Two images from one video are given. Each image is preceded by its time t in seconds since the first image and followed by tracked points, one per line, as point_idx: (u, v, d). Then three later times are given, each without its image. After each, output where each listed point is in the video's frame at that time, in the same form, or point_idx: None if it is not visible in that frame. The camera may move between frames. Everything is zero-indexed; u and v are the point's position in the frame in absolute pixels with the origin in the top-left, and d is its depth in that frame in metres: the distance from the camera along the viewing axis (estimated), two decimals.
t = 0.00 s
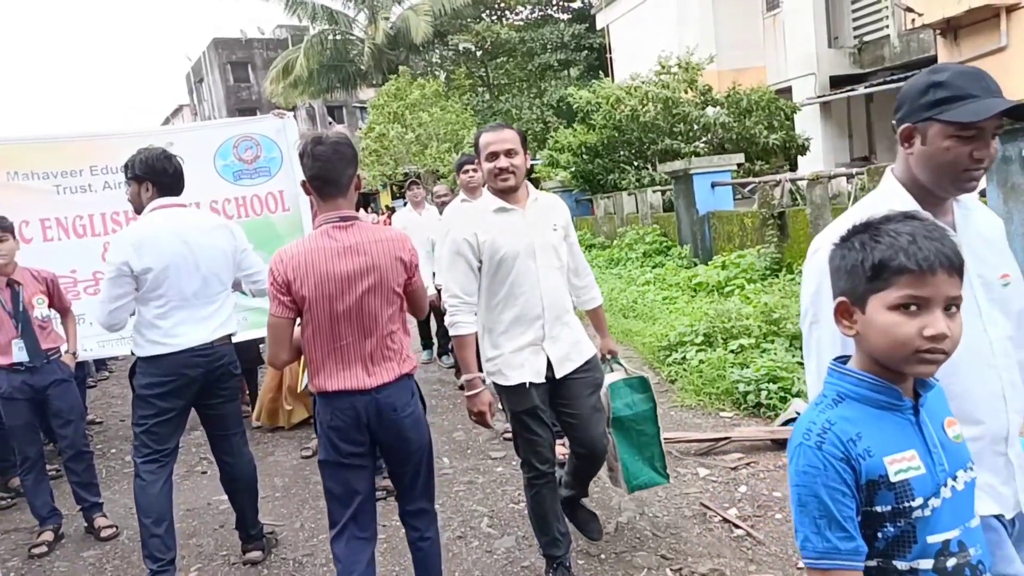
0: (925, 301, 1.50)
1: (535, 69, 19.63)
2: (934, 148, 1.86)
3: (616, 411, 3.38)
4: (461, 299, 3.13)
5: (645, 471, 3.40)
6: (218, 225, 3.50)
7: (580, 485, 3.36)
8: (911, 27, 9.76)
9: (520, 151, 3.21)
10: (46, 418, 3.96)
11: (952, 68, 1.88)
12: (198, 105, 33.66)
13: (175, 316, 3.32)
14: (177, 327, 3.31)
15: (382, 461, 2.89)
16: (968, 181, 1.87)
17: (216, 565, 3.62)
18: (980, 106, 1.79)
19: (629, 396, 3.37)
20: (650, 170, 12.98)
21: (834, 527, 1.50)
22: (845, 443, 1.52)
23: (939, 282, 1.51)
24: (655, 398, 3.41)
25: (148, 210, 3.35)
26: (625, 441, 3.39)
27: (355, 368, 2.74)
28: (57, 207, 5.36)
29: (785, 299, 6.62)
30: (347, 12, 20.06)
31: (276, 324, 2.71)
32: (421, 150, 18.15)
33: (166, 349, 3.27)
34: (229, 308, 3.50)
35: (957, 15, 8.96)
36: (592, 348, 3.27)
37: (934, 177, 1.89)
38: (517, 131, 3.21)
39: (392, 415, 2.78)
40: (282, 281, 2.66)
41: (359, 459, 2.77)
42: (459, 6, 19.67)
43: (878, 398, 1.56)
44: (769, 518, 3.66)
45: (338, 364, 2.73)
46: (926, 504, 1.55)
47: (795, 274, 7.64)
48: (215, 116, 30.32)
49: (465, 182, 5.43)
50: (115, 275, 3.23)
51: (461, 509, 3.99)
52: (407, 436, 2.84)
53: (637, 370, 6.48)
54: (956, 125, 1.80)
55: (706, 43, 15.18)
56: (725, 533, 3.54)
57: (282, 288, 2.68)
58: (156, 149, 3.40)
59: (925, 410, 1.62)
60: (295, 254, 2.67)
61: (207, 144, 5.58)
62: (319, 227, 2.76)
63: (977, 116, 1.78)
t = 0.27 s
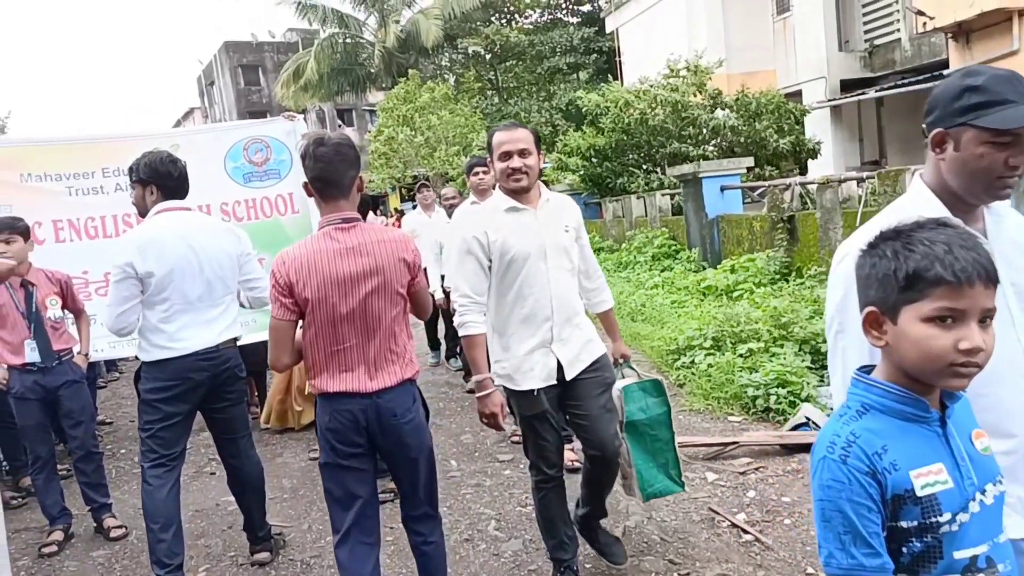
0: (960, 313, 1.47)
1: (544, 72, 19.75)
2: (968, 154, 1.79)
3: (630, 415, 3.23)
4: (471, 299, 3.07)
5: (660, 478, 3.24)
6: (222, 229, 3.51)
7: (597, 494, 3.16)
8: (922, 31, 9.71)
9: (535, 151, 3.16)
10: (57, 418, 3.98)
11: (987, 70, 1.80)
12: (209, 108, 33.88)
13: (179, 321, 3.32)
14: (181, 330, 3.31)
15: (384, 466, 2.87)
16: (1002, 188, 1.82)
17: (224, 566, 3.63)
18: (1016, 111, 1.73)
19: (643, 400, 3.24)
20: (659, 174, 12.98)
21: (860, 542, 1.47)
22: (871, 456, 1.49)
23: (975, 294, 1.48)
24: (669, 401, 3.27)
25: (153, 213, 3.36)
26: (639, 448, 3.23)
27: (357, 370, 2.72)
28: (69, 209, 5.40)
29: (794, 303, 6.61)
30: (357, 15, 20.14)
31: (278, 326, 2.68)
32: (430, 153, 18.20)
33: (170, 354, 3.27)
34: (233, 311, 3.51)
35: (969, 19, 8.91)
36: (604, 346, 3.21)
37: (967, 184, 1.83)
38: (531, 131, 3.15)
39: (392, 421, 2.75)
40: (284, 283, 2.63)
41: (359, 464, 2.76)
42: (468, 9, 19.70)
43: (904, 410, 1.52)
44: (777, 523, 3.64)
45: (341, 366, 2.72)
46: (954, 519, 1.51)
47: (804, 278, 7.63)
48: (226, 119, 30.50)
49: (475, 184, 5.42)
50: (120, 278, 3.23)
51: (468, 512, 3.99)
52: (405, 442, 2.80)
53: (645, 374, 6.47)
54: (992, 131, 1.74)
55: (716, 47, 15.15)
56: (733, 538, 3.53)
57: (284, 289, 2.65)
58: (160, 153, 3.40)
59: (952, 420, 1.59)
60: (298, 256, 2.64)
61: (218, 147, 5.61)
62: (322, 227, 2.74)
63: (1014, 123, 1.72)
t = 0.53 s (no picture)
0: (1001, 327, 1.43)
1: (556, 76, 19.74)
2: (1006, 164, 1.77)
3: (646, 421, 3.17)
4: (484, 299, 3.02)
5: (677, 488, 3.19)
6: (229, 234, 3.53)
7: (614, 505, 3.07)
8: (937, 35, 9.64)
9: (551, 152, 3.15)
10: (71, 418, 4.02)
11: None
12: (223, 111, 34.16)
13: (184, 325, 3.32)
14: (187, 333, 3.32)
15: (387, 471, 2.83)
16: None
17: (234, 566, 3.64)
18: None
19: (659, 405, 3.18)
20: (671, 178, 12.95)
21: (888, 556, 1.45)
22: (900, 468, 1.46)
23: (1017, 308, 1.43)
24: (686, 406, 3.22)
25: (160, 217, 3.37)
26: (654, 454, 3.18)
27: (362, 373, 2.70)
28: (84, 210, 5.45)
29: (806, 308, 6.58)
30: (369, 19, 20.23)
31: (283, 327, 2.66)
32: (441, 156, 18.25)
33: (175, 358, 3.27)
34: (240, 313, 3.52)
35: (984, 23, 8.84)
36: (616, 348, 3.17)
37: (1003, 193, 1.82)
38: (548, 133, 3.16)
39: (394, 425, 2.72)
40: (290, 284, 2.61)
41: (361, 467, 2.75)
42: (480, 13, 19.75)
43: (933, 421, 1.49)
44: (788, 529, 3.62)
45: (346, 368, 2.70)
46: (989, 534, 1.46)
47: (816, 283, 7.60)
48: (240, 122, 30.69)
49: (487, 187, 5.43)
50: (126, 282, 3.24)
51: (478, 515, 4.00)
52: (406, 447, 2.75)
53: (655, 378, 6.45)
54: None
55: (728, 50, 15.11)
56: (744, 543, 3.51)
57: (289, 290, 2.63)
58: (168, 157, 3.41)
59: (984, 433, 1.55)
60: (303, 256, 2.63)
61: (232, 149, 5.65)
62: (329, 229, 2.72)
63: None
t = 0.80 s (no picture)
0: None
1: (563, 77, 19.58)
2: None
3: (659, 426, 3.19)
4: (493, 300, 2.96)
5: (692, 496, 3.20)
6: (230, 237, 3.51)
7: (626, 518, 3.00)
8: (947, 36, 9.57)
9: (564, 153, 3.10)
10: (81, 416, 4.04)
11: None
12: (232, 112, 34.32)
13: (185, 328, 3.31)
14: (187, 338, 3.30)
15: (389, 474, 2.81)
16: None
17: (242, 565, 3.65)
18: None
19: (672, 410, 3.19)
20: (678, 180, 12.92)
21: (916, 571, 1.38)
22: (929, 479, 1.39)
23: None
24: (700, 411, 3.23)
25: (161, 219, 3.36)
26: (670, 460, 3.18)
27: (363, 375, 2.68)
28: (94, 210, 5.50)
29: (815, 309, 6.57)
30: (378, 20, 20.28)
31: (285, 328, 2.65)
32: (449, 157, 18.28)
33: (175, 361, 3.25)
34: (241, 318, 3.50)
35: (995, 24, 8.78)
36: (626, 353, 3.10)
37: None
38: (562, 133, 3.10)
39: (395, 427, 2.71)
40: (293, 284, 2.60)
41: (363, 470, 2.72)
42: (489, 15, 19.79)
43: (964, 429, 1.41)
44: (796, 531, 3.60)
45: (348, 369, 2.68)
46: None
47: (824, 285, 7.58)
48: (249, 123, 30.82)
49: (496, 187, 5.43)
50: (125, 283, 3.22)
51: (484, 515, 3.99)
52: (408, 449, 2.74)
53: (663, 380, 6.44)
54: None
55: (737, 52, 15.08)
56: (751, 546, 3.49)
57: (293, 290, 2.62)
58: (170, 159, 3.39)
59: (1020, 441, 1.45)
60: (307, 256, 2.61)
61: (240, 150, 5.68)
62: (332, 229, 2.71)
63: None
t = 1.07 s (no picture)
0: None
1: (568, 74, 19.70)
2: None
3: (671, 429, 3.04)
4: (500, 300, 2.87)
5: (705, 502, 3.05)
6: (228, 237, 3.47)
7: (635, 528, 2.87)
8: (954, 33, 9.52)
9: (575, 150, 2.99)
10: (86, 413, 4.05)
11: None
12: (236, 110, 34.37)
13: (180, 328, 3.28)
14: (181, 338, 3.27)
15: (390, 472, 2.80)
16: None
17: (246, 562, 3.66)
18: None
19: (684, 414, 3.04)
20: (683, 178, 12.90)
21: None
22: (962, 491, 1.34)
23: None
24: (714, 416, 3.06)
25: (157, 218, 3.34)
26: (681, 465, 3.05)
27: (363, 373, 2.68)
28: (101, 208, 5.52)
29: (819, 307, 6.56)
30: (382, 18, 20.26)
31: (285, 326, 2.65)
32: (453, 155, 18.29)
33: (170, 361, 3.23)
34: (239, 318, 3.46)
35: (1002, 21, 8.74)
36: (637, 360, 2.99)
37: None
38: (573, 131, 3.00)
39: (396, 426, 2.70)
40: (292, 282, 2.60)
41: (365, 469, 2.72)
42: (493, 12, 19.77)
43: (996, 437, 1.36)
44: (800, 529, 3.60)
45: (347, 368, 2.68)
46: None
47: (829, 283, 7.57)
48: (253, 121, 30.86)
49: (501, 184, 5.42)
50: (119, 282, 3.22)
51: (487, 513, 4.00)
52: (409, 448, 2.73)
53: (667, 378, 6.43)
54: None
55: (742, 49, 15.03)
56: (755, 544, 3.49)
57: (292, 288, 2.62)
58: (162, 157, 3.38)
59: None
60: (306, 254, 2.60)
61: (245, 147, 5.69)
62: (331, 226, 2.70)
63: None
